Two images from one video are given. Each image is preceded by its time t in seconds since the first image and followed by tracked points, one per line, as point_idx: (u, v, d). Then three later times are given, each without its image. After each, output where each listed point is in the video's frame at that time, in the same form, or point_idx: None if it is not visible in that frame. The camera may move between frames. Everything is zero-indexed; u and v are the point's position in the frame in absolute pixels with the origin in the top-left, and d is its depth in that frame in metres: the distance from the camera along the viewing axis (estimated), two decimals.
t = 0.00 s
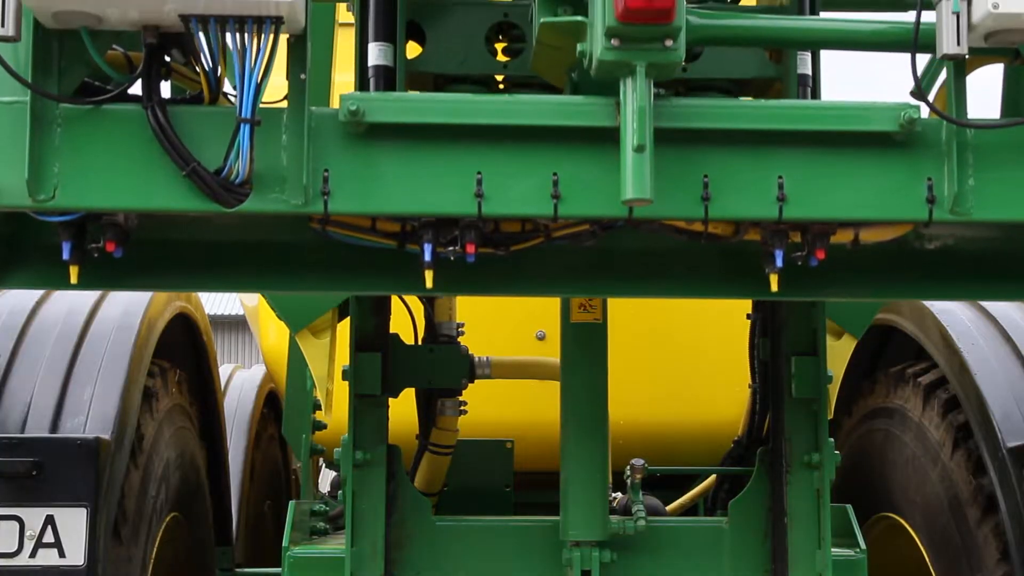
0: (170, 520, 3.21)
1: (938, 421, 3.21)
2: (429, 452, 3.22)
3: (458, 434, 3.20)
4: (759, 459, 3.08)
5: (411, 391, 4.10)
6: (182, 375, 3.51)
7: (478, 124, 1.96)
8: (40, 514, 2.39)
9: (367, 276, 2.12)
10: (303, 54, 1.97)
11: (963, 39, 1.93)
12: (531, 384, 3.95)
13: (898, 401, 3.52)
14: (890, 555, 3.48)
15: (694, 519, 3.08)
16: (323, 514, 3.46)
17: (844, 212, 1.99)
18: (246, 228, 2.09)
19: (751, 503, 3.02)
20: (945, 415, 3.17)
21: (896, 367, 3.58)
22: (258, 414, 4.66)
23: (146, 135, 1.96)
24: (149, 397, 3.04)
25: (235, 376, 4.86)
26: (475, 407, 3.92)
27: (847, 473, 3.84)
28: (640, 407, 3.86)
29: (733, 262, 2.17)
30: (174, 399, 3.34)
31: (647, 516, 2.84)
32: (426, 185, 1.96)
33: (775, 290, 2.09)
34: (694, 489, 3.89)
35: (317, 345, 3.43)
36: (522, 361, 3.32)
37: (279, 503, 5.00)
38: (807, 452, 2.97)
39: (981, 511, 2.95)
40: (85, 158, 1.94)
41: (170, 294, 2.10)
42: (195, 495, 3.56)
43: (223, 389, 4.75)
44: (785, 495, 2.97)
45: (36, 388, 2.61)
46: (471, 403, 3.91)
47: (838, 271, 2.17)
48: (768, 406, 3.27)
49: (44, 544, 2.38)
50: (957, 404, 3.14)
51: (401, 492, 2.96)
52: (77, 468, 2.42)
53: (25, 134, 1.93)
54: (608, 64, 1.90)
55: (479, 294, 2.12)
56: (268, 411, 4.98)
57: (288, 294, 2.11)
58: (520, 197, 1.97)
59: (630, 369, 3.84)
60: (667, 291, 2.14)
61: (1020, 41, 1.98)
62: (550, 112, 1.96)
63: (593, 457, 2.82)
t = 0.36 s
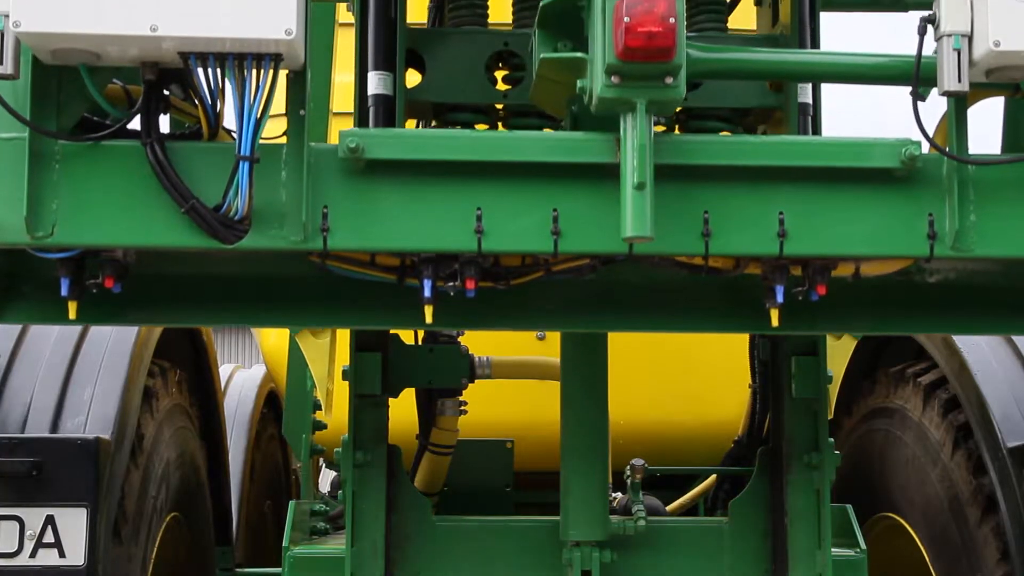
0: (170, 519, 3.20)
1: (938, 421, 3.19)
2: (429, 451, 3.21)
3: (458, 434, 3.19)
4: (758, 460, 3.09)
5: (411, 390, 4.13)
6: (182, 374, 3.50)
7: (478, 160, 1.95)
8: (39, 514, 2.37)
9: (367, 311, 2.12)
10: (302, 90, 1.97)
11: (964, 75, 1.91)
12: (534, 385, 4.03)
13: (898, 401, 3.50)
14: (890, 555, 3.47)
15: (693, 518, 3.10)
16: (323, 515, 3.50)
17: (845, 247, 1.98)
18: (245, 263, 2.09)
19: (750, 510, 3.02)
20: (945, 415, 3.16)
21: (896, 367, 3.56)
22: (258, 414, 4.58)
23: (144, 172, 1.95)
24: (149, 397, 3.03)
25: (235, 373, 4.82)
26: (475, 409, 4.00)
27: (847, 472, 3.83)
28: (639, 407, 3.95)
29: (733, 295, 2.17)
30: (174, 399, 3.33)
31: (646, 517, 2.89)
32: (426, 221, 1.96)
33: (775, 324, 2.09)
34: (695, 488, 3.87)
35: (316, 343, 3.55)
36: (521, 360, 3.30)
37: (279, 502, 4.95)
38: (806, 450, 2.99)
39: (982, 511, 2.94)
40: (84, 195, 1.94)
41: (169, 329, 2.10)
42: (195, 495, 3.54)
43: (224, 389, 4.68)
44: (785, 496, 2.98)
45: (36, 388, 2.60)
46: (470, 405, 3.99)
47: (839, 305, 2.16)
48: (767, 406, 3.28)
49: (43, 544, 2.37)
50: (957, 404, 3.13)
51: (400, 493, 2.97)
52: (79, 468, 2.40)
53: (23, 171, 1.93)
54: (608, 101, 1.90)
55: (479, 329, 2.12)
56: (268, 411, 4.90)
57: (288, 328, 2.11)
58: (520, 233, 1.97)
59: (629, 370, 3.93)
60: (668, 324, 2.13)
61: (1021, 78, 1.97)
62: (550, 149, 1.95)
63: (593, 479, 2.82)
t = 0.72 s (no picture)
0: (170, 519, 3.18)
1: (938, 420, 3.19)
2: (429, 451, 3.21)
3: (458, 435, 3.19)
4: (758, 460, 3.11)
5: (409, 394, 4.39)
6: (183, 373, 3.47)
7: (477, 194, 1.95)
8: (40, 514, 2.36)
9: (366, 343, 2.11)
10: (301, 123, 1.96)
11: (965, 110, 1.91)
12: (537, 384, 4.36)
13: (898, 401, 3.49)
14: (890, 555, 3.47)
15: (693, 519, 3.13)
16: (323, 514, 3.52)
17: (846, 279, 1.97)
18: (244, 295, 2.08)
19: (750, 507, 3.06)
20: (945, 414, 3.15)
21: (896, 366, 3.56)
22: (259, 413, 4.57)
23: (142, 205, 1.94)
24: (149, 397, 2.99)
25: (236, 372, 4.81)
26: (477, 409, 4.31)
27: (847, 471, 3.82)
28: (641, 410, 4.29)
29: (733, 327, 2.16)
30: (174, 398, 3.30)
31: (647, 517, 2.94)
32: (426, 253, 1.95)
33: (776, 355, 2.09)
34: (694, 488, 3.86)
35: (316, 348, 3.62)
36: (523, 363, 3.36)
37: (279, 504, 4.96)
38: (806, 450, 3.01)
39: (982, 511, 2.92)
40: (82, 228, 1.93)
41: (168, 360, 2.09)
42: (195, 495, 3.52)
43: (223, 387, 4.66)
44: (785, 496, 3.00)
45: (36, 388, 2.59)
46: (471, 405, 4.30)
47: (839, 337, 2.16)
48: (767, 406, 3.29)
49: (44, 545, 2.36)
50: (957, 404, 3.12)
51: (401, 493, 2.99)
52: (79, 469, 2.39)
53: (22, 205, 1.92)
54: (608, 135, 1.89)
55: (479, 361, 2.11)
56: (268, 410, 4.85)
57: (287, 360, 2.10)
58: (519, 266, 1.96)
59: (632, 374, 4.28)
60: (667, 356, 2.13)
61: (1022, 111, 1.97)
62: (549, 182, 1.95)
63: (592, 496, 2.84)
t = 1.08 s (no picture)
0: (171, 519, 3.16)
1: (938, 421, 3.17)
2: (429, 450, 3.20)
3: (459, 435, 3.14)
4: (759, 461, 3.13)
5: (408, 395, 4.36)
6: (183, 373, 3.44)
7: (477, 231, 1.94)
8: (39, 514, 2.35)
9: (365, 379, 2.11)
10: (300, 160, 1.96)
11: (966, 147, 1.91)
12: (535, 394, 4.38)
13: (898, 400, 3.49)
14: (890, 554, 3.46)
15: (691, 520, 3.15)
16: (323, 514, 3.54)
17: (847, 317, 1.97)
18: (244, 331, 2.07)
19: (749, 507, 3.06)
20: (945, 414, 3.14)
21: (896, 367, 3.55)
22: (259, 412, 4.54)
23: (141, 243, 1.94)
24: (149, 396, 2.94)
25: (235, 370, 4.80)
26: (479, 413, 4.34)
27: (847, 472, 3.80)
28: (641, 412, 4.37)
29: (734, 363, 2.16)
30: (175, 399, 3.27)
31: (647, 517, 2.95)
32: (426, 291, 1.95)
33: (777, 391, 2.08)
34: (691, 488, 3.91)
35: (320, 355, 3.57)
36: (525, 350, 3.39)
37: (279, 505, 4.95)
38: (806, 450, 3.02)
39: (981, 511, 2.90)
40: (81, 265, 1.92)
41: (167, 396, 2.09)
42: (195, 494, 3.49)
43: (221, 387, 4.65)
44: (786, 494, 3.01)
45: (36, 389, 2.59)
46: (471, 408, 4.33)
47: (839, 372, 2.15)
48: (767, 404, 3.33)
49: (44, 545, 2.35)
50: (957, 404, 3.11)
51: (401, 492, 3.00)
52: (78, 468, 2.40)
53: (20, 241, 1.92)
54: (609, 173, 1.89)
55: (479, 396, 2.11)
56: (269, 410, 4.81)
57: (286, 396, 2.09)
58: (519, 303, 1.95)
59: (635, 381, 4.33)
60: (667, 391, 2.12)
61: None
62: (549, 219, 1.94)
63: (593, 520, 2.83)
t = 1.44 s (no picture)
0: (170, 520, 3.13)
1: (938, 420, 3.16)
2: (429, 451, 3.17)
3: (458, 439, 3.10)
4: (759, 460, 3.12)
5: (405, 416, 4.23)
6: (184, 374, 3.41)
7: (477, 270, 1.94)
8: (40, 514, 2.34)
9: (365, 416, 2.10)
10: (299, 198, 1.95)
11: (967, 186, 1.91)
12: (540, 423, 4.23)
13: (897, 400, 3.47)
14: (890, 554, 3.45)
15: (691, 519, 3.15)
16: (324, 514, 3.52)
17: (847, 354, 1.96)
18: (243, 369, 2.07)
19: (750, 509, 3.06)
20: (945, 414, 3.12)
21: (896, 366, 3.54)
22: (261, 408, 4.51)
23: (139, 282, 1.93)
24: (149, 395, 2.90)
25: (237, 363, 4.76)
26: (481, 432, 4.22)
27: (849, 472, 3.79)
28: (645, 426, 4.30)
29: (734, 399, 2.15)
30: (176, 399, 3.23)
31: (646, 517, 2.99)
32: (426, 330, 1.94)
33: (779, 428, 2.06)
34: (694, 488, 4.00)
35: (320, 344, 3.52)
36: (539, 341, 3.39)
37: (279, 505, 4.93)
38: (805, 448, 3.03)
39: (982, 510, 2.88)
40: (79, 303, 1.92)
41: (167, 431, 2.08)
42: (195, 493, 3.46)
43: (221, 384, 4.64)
44: (785, 489, 3.01)
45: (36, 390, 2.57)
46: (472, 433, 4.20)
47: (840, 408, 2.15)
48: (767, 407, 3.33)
49: (44, 544, 2.34)
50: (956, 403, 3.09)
51: (400, 493, 3.01)
52: (79, 469, 2.39)
53: (18, 280, 1.91)
54: (608, 212, 1.88)
55: (479, 433, 2.10)
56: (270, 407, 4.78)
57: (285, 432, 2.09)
58: (519, 342, 1.95)
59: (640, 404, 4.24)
60: (667, 428, 2.12)
61: None
62: (549, 258, 1.94)
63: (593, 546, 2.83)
